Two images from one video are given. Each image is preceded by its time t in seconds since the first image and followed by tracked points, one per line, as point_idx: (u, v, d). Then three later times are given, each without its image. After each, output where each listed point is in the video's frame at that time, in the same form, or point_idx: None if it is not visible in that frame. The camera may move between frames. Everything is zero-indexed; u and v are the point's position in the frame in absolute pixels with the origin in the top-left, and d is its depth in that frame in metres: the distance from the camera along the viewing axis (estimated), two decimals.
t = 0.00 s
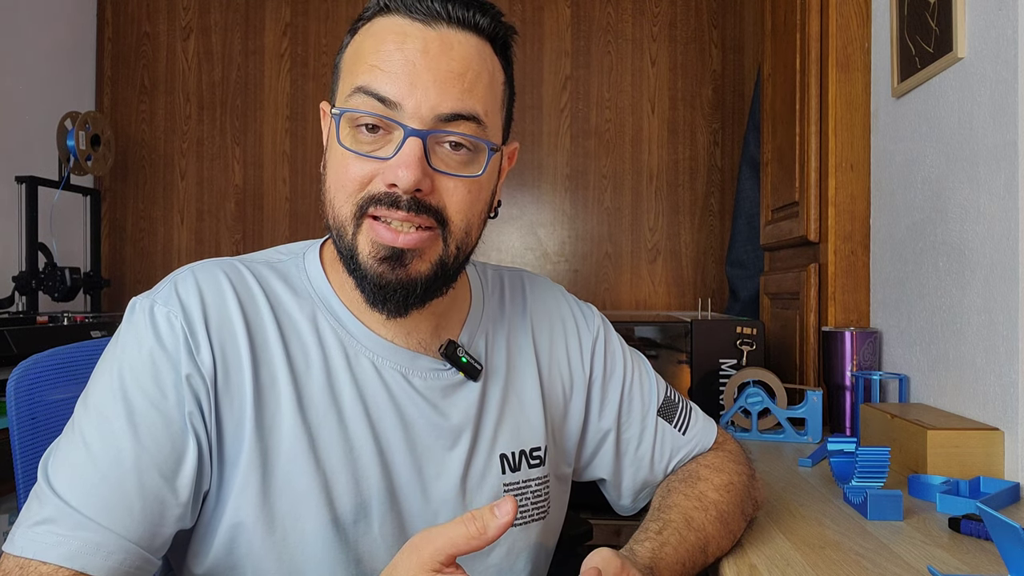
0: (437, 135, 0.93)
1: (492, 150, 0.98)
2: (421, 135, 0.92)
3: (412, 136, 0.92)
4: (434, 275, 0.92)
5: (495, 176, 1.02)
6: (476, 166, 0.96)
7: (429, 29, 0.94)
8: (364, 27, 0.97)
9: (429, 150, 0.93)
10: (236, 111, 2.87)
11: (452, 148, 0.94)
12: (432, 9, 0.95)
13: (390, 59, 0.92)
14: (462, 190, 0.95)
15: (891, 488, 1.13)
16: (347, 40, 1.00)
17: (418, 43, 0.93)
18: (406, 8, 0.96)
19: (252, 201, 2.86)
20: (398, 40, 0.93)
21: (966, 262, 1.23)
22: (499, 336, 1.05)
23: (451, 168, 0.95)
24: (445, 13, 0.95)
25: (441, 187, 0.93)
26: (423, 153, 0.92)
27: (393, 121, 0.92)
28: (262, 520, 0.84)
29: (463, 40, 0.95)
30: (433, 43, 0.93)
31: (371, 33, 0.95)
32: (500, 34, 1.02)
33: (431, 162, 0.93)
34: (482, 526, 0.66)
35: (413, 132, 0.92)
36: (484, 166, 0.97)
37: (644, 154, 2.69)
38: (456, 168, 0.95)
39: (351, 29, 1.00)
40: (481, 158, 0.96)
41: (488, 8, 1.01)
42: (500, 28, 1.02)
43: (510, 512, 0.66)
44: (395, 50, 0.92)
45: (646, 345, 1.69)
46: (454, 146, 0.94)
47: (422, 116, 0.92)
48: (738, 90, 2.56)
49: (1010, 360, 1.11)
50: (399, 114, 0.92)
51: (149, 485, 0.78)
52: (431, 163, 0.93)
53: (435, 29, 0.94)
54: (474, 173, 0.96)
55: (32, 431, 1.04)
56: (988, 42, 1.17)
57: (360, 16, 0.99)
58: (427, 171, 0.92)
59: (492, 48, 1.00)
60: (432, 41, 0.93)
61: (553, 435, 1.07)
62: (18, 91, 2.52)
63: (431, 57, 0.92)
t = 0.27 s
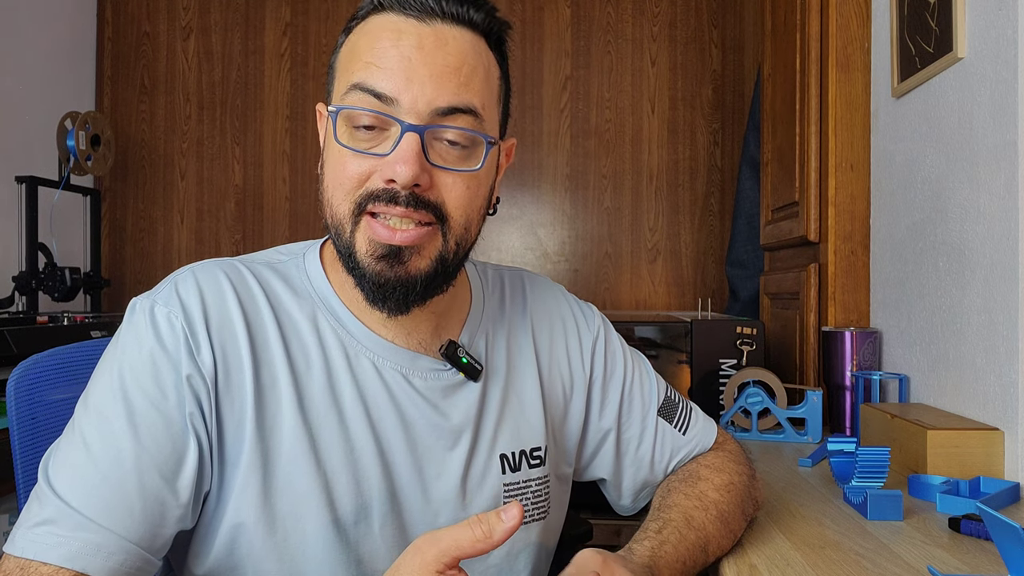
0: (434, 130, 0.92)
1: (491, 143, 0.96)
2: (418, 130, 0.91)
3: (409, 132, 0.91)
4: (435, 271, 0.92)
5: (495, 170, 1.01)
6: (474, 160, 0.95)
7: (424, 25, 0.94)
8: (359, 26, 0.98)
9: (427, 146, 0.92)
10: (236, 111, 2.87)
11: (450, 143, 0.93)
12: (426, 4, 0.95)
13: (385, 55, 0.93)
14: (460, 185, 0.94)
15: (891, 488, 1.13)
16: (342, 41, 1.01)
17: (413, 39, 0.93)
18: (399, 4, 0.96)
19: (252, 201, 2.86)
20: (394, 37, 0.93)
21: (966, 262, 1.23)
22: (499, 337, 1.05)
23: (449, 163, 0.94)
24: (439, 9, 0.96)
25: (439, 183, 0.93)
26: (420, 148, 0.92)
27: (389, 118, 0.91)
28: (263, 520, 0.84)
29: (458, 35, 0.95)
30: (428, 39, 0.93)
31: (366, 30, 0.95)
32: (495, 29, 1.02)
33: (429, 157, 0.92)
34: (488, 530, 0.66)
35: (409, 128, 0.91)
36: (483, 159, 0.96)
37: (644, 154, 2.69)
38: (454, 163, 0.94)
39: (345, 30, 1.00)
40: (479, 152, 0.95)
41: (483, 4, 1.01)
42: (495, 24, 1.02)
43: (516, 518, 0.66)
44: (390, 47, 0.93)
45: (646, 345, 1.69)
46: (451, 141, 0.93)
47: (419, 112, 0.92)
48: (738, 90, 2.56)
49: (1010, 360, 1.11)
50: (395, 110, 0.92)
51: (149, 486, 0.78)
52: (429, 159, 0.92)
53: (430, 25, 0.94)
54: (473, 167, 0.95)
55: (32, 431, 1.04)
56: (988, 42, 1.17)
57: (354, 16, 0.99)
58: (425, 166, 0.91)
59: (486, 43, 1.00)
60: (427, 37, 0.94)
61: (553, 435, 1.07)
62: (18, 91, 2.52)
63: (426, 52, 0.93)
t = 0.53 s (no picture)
0: (413, 112, 0.94)
1: (471, 115, 0.97)
2: (399, 115, 0.93)
3: (391, 118, 0.92)
4: (444, 248, 0.92)
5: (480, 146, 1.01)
6: (459, 135, 0.96)
7: (383, 15, 0.95)
8: (319, 33, 0.98)
9: (410, 129, 0.93)
10: (236, 111, 2.87)
11: (431, 122, 0.95)
12: None
13: (353, 50, 0.94)
14: (451, 162, 0.94)
15: (891, 488, 1.13)
16: (306, 51, 1.02)
17: (375, 29, 0.94)
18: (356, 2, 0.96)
19: (252, 201, 2.86)
20: (356, 32, 0.94)
21: (966, 262, 1.23)
22: (500, 333, 1.05)
23: (435, 143, 0.94)
24: None
25: (430, 164, 0.92)
26: (405, 132, 0.93)
27: (369, 109, 0.93)
28: (263, 517, 0.84)
29: (419, 19, 0.96)
30: (390, 27, 0.94)
31: (327, 34, 0.96)
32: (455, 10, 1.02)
33: (414, 140, 0.93)
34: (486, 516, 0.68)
35: (390, 115, 0.93)
36: (467, 133, 0.96)
37: (644, 154, 2.69)
38: (439, 142, 0.95)
39: (308, 40, 1.01)
40: (462, 126, 0.96)
41: None
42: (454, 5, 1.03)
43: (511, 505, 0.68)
44: (354, 41, 0.94)
45: (646, 345, 1.69)
46: (432, 120, 0.95)
47: (397, 96, 0.93)
48: (738, 90, 2.56)
49: (1010, 360, 1.11)
50: (373, 100, 0.93)
51: (149, 484, 0.78)
52: (415, 141, 0.93)
53: (388, 14, 0.95)
54: (459, 142, 0.95)
55: (32, 431, 1.04)
56: (988, 42, 1.17)
57: (314, 24, 1.00)
58: (413, 148, 0.92)
59: (450, 23, 1.00)
60: (388, 24, 0.95)
61: (553, 432, 1.07)
62: (18, 91, 2.52)
63: (391, 39, 0.94)
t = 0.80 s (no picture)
0: (388, 112, 0.93)
1: (446, 107, 0.96)
2: (374, 117, 0.92)
3: (367, 121, 0.92)
4: (433, 253, 0.93)
5: (459, 136, 1.01)
6: (435, 130, 0.95)
7: (347, 17, 0.94)
8: (287, 43, 0.98)
9: (386, 129, 0.93)
10: (236, 111, 2.87)
11: (408, 119, 0.94)
12: None
13: (322, 56, 0.93)
14: (430, 157, 0.94)
15: (891, 488, 1.13)
16: (277, 60, 1.01)
17: (341, 33, 0.93)
18: (319, 7, 0.95)
19: (252, 201, 2.86)
20: (323, 37, 0.93)
21: (966, 262, 1.23)
22: (498, 332, 1.05)
23: (413, 140, 0.94)
24: None
25: (410, 161, 0.93)
26: (382, 133, 0.92)
27: (343, 113, 0.92)
28: (261, 516, 0.84)
29: (383, 17, 0.95)
30: (355, 29, 0.94)
31: (294, 43, 0.96)
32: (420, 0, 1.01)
33: (392, 140, 0.93)
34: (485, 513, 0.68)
35: (365, 117, 0.92)
36: (444, 127, 0.96)
37: (644, 154, 2.69)
38: (417, 138, 0.94)
39: (278, 49, 1.01)
40: (438, 120, 0.95)
41: None
42: None
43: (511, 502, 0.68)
44: (322, 46, 0.93)
45: (646, 345, 1.69)
46: (409, 117, 0.94)
47: (370, 98, 0.92)
48: (739, 90, 2.55)
49: (1010, 360, 1.11)
50: (346, 104, 0.92)
51: (146, 483, 0.78)
52: (393, 141, 0.93)
53: (352, 15, 0.94)
54: (437, 136, 0.95)
55: (32, 431, 1.04)
56: (988, 42, 1.17)
57: (282, 32, 0.99)
58: (391, 148, 0.92)
59: (417, 17, 0.99)
60: (353, 27, 0.94)
61: (552, 431, 1.07)
62: (18, 90, 2.52)
63: (358, 41, 0.93)
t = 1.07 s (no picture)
0: (382, 114, 0.93)
1: (440, 109, 0.97)
2: (368, 119, 0.92)
3: (360, 123, 0.92)
4: (429, 253, 0.93)
5: (456, 138, 1.01)
6: (430, 132, 0.95)
7: (338, 19, 0.94)
8: (280, 44, 0.98)
9: (380, 132, 0.93)
10: (236, 111, 2.87)
11: (402, 121, 0.94)
12: None
13: (313, 58, 0.92)
14: (425, 160, 0.94)
15: (891, 488, 1.13)
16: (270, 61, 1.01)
17: (333, 34, 0.93)
18: (310, 9, 0.95)
19: (252, 201, 2.86)
20: (313, 39, 0.93)
21: (966, 262, 1.23)
22: (498, 333, 1.05)
23: (407, 142, 0.94)
24: None
25: (404, 164, 0.93)
26: (375, 136, 0.92)
27: (336, 116, 0.92)
28: (258, 517, 0.84)
29: (373, 17, 0.95)
30: (346, 31, 0.93)
31: (286, 46, 0.96)
32: None
33: (386, 142, 0.93)
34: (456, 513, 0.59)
35: (358, 120, 0.92)
36: (438, 129, 0.96)
37: (644, 154, 2.69)
38: (411, 141, 0.94)
39: (271, 51, 1.01)
40: (433, 122, 0.95)
41: None
42: None
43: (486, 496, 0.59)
44: (313, 48, 0.93)
45: (646, 345, 1.69)
46: (403, 119, 0.94)
47: (362, 100, 0.92)
48: (739, 90, 2.55)
49: (1010, 360, 1.11)
50: (339, 107, 0.92)
51: (142, 484, 0.78)
52: (386, 144, 0.93)
53: (344, 16, 0.94)
54: (432, 139, 0.95)
55: (32, 431, 1.04)
56: (988, 42, 1.17)
57: (275, 34, 0.99)
58: (385, 151, 0.92)
59: (409, 17, 0.99)
60: (345, 29, 0.93)
61: (551, 433, 1.07)
62: (18, 90, 2.52)
63: (350, 42, 0.92)
